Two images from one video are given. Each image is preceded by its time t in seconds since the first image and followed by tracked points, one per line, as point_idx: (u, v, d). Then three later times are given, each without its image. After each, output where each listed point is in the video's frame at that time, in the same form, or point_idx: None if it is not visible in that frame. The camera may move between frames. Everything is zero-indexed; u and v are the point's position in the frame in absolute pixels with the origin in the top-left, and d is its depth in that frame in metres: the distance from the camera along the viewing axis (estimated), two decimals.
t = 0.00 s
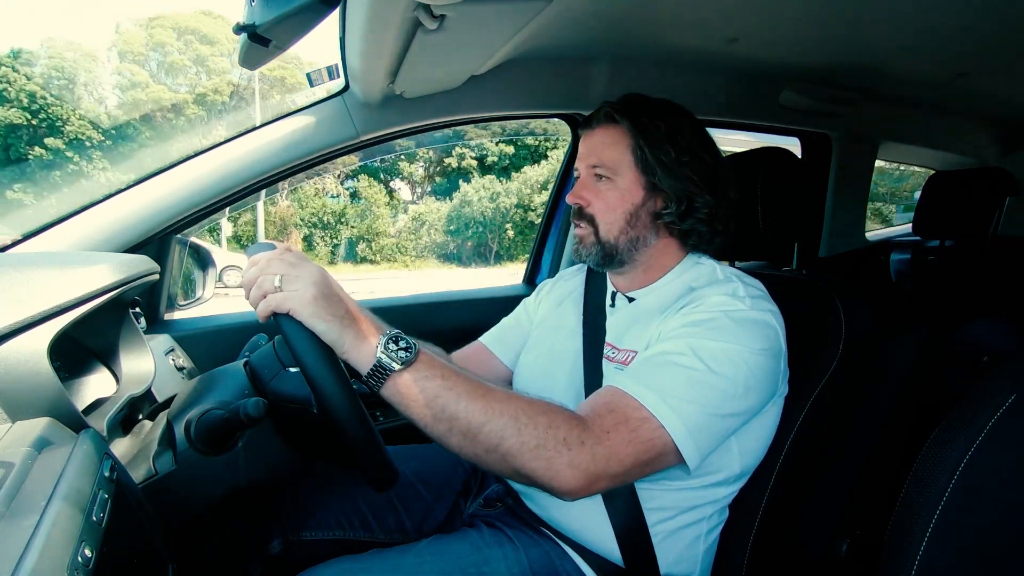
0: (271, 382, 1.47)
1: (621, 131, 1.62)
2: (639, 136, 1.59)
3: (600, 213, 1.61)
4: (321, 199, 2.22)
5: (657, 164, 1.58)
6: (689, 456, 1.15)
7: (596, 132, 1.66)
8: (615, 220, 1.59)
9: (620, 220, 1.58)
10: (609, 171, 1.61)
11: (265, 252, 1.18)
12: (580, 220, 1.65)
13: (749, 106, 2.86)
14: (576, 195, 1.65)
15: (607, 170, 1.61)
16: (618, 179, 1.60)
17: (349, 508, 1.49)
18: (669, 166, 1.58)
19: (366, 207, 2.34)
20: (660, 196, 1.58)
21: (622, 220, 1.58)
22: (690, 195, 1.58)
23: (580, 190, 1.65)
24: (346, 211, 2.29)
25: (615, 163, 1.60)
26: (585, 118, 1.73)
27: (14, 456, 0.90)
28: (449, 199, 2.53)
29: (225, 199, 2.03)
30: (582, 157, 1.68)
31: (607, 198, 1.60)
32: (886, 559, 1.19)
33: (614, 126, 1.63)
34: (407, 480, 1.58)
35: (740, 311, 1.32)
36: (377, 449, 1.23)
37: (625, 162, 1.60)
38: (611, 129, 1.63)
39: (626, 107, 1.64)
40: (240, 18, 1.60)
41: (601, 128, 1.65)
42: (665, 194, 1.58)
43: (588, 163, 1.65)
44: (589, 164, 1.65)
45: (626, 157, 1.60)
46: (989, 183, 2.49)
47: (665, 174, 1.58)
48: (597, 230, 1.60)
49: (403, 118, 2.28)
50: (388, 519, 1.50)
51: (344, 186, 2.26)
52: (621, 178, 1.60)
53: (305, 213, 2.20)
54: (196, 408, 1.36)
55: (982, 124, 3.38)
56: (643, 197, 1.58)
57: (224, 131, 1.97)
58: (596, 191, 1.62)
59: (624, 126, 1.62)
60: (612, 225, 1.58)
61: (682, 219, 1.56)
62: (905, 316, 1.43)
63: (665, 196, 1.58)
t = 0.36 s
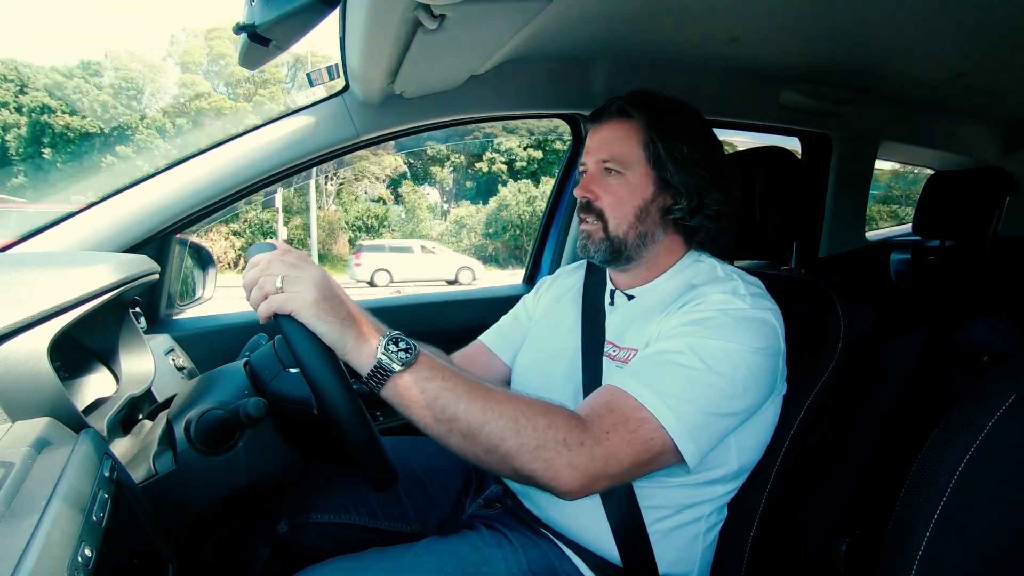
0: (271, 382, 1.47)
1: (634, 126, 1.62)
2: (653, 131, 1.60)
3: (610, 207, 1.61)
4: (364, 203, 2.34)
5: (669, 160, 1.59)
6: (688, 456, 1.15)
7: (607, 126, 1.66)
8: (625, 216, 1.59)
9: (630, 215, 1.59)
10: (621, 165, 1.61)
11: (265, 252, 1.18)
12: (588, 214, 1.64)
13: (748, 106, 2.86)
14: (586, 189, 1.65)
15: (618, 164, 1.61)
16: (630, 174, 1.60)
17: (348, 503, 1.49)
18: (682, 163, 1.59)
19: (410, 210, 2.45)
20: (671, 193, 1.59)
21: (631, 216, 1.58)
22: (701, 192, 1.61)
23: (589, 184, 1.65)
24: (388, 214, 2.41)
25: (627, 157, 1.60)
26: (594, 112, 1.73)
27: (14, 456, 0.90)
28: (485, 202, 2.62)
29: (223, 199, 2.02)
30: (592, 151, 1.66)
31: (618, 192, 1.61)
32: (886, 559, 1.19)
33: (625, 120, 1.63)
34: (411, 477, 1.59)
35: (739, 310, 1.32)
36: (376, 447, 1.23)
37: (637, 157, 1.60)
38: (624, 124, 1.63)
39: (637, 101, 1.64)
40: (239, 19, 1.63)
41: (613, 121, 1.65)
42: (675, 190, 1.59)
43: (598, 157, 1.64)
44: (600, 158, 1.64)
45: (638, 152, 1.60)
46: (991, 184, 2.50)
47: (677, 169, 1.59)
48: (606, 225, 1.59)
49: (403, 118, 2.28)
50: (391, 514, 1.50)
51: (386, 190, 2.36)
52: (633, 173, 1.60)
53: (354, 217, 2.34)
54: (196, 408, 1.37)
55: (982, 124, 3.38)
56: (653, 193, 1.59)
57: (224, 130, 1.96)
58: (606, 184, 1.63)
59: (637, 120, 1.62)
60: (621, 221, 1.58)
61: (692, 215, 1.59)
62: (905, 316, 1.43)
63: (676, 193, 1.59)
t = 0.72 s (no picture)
0: (271, 383, 1.47)
1: (637, 125, 1.62)
2: (655, 130, 1.61)
3: (611, 205, 1.61)
4: (405, 206, 2.44)
5: (671, 160, 1.59)
6: (687, 457, 1.15)
7: (609, 125, 1.66)
8: (626, 214, 1.59)
9: (631, 213, 1.59)
10: (623, 163, 1.61)
11: (267, 253, 1.18)
12: (590, 212, 1.64)
13: (748, 107, 2.86)
14: (588, 187, 1.66)
15: (620, 163, 1.61)
16: (631, 172, 1.60)
17: (347, 502, 1.48)
18: (684, 161, 1.60)
19: (449, 214, 2.56)
20: (672, 191, 1.59)
21: (632, 214, 1.58)
22: (702, 192, 1.61)
23: (591, 182, 1.66)
24: (428, 218, 2.52)
25: (629, 156, 1.61)
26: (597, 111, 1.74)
27: (14, 456, 0.90)
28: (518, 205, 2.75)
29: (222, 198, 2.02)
30: (596, 150, 1.67)
31: (619, 190, 1.61)
32: (887, 559, 1.19)
33: (626, 120, 1.64)
34: (415, 477, 1.59)
35: (739, 310, 1.32)
36: (376, 447, 1.23)
37: (639, 156, 1.60)
38: (626, 123, 1.64)
39: (640, 100, 1.64)
40: (240, 18, 1.61)
41: (616, 120, 1.65)
42: (677, 188, 1.60)
43: (601, 156, 1.65)
44: (602, 157, 1.64)
45: (640, 151, 1.60)
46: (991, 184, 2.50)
47: (678, 168, 1.59)
48: (607, 223, 1.59)
49: (403, 119, 2.28)
50: (398, 514, 1.49)
51: (430, 193, 2.49)
52: (634, 171, 1.60)
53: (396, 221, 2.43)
54: (196, 408, 1.37)
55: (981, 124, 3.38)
56: (654, 191, 1.59)
57: (224, 131, 1.96)
58: (607, 182, 1.63)
59: (639, 119, 1.62)
60: (622, 219, 1.58)
61: (694, 213, 1.59)
62: (904, 315, 1.43)
63: (677, 191, 1.59)
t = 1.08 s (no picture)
0: (271, 383, 1.47)
1: (636, 123, 1.62)
2: (653, 128, 1.60)
3: (610, 205, 1.61)
4: (444, 211, 2.54)
5: (669, 158, 1.59)
6: (688, 458, 1.15)
7: (607, 124, 1.66)
8: (625, 213, 1.59)
9: (630, 212, 1.59)
10: (621, 163, 1.61)
11: (266, 253, 1.18)
12: (589, 212, 1.64)
13: (748, 107, 2.86)
14: (586, 187, 1.66)
15: (619, 162, 1.61)
16: (629, 171, 1.61)
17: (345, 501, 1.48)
18: (682, 160, 1.60)
19: (487, 217, 2.66)
20: (670, 190, 1.59)
21: (630, 214, 1.59)
22: (701, 190, 1.61)
23: (590, 181, 1.66)
24: (465, 222, 2.62)
25: (627, 155, 1.61)
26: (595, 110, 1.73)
27: (14, 457, 0.90)
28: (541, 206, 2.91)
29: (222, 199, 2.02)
30: (594, 149, 1.67)
31: (618, 189, 1.61)
32: (886, 560, 1.19)
33: (625, 119, 1.63)
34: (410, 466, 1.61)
35: (739, 311, 1.32)
36: (376, 447, 1.23)
37: (638, 155, 1.60)
38: (625, 122, 1.63)
39: (638, 100, 1.64)
40: (239, 18, 1.61)
41: (614, 119, 1.65)
42: (675, 187, 1.60)
43: (599, 156, 1.65)
44: (601, 157, 1.65)
45: (639, 150, 1.60)
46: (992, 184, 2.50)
47: (676, 167, 1.59)
48: (606, 223, 1.59)
49: (403, 119, 2.28)
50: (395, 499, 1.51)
51: (469, 199, 2.58)
52: (632, 170, 1.60)
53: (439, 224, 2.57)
54: (196, 408, 1.37)
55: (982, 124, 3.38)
56: (653, 190, 1.59)
57: (224, 131, 1.96)
58: (606, 182, 1.63)
59: (638, 118, 1.62)
60: (621, 219, 1.58)
61: (693, 212, 1.59)
62: (903, 315, 1.43)
63: (676, 190, 1.59)
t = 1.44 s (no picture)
0: (271, 383, 1.47)
1: (634, 126, 1.62)
2: (651, 131, 1.60)
3: (609, 207, 1.61)
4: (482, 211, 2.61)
5: (668, 160, 1.59)
6: (690, 462, 1.15)
7: (605, 126, 1.66)
8: (624, 216, 1.59)
9: (629, 215, 1.59)
10: (620, 166, 1.61)
11: (266, 254, 1.18)
12: (589, 216, 1.65)
13: (748, 107, 2.85)
14: (586, 190, 1.66)
15: (617, 165, 1.62)
16: (628, 174, 1.61)
17: (341, 510, 1.47)
18: (681, 161, 1.60)
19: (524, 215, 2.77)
20: (668, 193, 1.59)
21: (630, 217, 1.59)
22: (700, 192, 1.61)
23: (589, 185, 1.66)
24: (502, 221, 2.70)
25: (625, 158, 1.61)
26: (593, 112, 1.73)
27: (14, 457, 0.90)
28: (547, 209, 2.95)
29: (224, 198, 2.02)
30: (592, 152, 1.67)
31: (617, 193, 1.61)
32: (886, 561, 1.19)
33: (624, 121, 1.63)
34: (405, 484, 1.56)
35: (740, 314, 1.32)
36: (377, 450, 1.23)
37: (636, 157, 1.60)
38: (623, 124, 1.63)
39: (636, 101, 1.64)
40: (239, 18, 1.60)
41: (612, 121, 1.65)
42: (674, 189, 1.59)
43: (598, 158, 1.65)
44: (599, 160, 1.65)
45: (637, 152, 1.60)
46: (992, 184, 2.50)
47: (675, 169, 1.58)
48: (606, 226, 1.60)
49: (403, 119, 2.28)
50: (385, 522, 1.48)
51: (507, 199, 2.66)
52: (631, 172, 1.60)
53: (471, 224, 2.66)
54: (196, 408, 1.37)
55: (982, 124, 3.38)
56: (653, 193, 1.59)
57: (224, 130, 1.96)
58: (605, 185, 1.63)
59: (636, 120, 1.62)
60: (621, 222, 1.58)
61: (692, 214, 1.58)
62: (903, 316, 1.42)
63: (675, 192, 1.59)
